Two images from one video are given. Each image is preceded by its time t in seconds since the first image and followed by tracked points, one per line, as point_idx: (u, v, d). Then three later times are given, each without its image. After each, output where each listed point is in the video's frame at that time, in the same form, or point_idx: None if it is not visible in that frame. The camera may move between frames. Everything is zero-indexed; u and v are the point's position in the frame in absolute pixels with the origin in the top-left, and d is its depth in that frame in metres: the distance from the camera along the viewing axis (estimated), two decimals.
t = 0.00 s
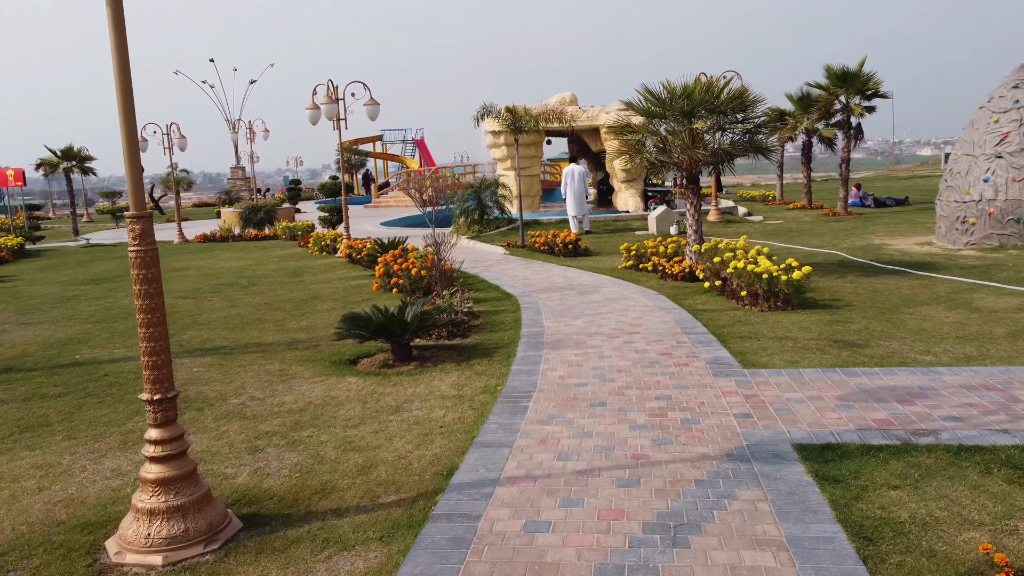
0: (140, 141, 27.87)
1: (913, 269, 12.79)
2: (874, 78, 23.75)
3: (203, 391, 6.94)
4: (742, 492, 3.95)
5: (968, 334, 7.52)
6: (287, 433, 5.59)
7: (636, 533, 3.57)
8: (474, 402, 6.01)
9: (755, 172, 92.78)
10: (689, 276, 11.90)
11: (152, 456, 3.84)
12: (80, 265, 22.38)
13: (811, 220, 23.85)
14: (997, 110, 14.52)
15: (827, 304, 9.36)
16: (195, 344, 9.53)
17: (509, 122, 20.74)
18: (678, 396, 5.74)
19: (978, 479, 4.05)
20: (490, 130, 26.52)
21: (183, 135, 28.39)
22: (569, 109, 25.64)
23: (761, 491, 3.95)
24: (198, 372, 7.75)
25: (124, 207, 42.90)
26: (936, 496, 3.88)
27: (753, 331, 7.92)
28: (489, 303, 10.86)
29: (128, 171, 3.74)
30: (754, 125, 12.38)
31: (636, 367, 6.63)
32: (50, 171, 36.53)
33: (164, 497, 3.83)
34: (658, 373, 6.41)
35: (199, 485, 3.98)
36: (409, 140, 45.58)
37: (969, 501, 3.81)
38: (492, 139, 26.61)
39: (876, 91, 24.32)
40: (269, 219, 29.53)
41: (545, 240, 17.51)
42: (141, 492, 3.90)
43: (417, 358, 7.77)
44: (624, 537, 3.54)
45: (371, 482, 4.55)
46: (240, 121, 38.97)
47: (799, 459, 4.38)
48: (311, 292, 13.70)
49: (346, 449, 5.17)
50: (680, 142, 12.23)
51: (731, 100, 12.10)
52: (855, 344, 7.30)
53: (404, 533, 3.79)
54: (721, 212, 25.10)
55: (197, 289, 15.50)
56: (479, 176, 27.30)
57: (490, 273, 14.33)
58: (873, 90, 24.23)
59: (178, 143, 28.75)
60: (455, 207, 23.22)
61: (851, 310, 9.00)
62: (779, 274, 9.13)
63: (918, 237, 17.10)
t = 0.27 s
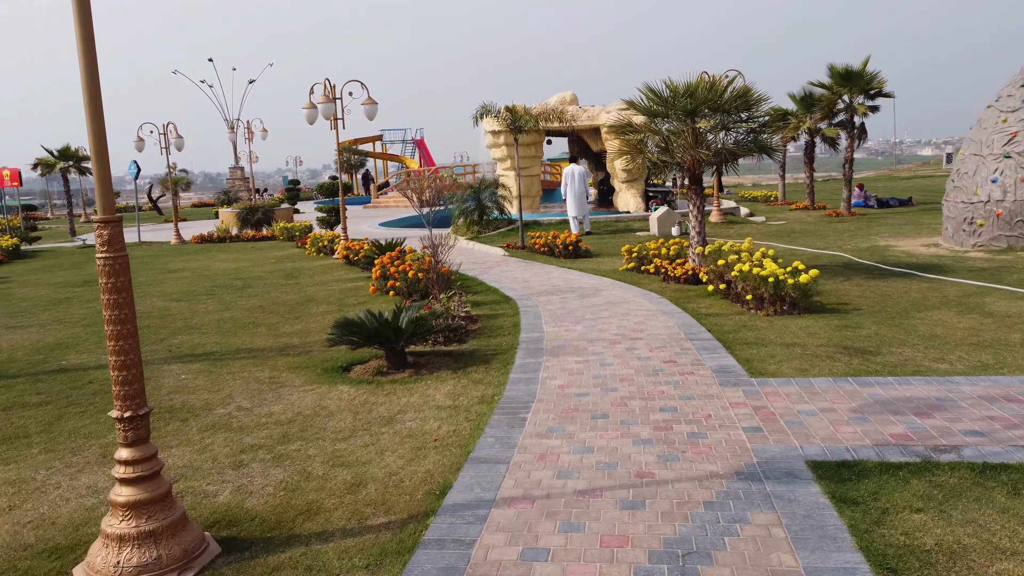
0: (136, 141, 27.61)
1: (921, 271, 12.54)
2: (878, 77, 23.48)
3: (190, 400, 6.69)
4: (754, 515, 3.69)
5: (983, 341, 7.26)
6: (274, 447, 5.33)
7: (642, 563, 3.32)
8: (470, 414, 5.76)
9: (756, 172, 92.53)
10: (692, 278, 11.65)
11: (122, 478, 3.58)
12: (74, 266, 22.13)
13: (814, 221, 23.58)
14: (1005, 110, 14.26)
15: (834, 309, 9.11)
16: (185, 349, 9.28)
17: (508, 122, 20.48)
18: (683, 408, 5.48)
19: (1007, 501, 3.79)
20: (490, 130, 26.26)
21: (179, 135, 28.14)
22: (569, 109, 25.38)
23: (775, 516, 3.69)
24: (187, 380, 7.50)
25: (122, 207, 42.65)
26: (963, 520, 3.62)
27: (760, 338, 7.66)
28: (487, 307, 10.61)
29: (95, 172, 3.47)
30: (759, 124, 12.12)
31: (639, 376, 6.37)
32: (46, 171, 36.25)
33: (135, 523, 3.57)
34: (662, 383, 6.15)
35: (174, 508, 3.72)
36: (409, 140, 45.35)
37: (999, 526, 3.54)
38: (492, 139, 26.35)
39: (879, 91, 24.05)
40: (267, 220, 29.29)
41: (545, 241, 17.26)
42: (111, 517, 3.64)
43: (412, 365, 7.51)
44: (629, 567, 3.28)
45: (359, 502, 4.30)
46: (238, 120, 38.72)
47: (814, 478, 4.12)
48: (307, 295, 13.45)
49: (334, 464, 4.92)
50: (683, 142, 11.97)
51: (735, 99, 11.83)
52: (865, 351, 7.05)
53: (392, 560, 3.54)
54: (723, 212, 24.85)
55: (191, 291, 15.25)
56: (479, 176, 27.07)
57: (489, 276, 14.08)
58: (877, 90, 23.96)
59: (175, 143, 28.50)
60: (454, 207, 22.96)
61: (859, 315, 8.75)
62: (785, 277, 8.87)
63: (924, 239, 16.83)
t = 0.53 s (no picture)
0: (132, 141, 27.33)
1: (929, 273, 12.29)
2: (882, 76, 23.24)
3: (176, 409, 6.43)
4: (770, 542, 3.43)
5: (999, 347, 7.01)
6: (259, 461, 5.07)
7: None
8: (466, 425, 5.50)
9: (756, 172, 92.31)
10: (695, 281, 11.40)
11: (90, 502, 3.33)
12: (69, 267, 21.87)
13: (817, 221, 23.35)
14: (1014, 109, 14.03)
15: (842, 313, 8.86)
16: (175, 354, 9.02)
17: (508, 121, 20.22)
18: (690, 420, 5.22)
19: None
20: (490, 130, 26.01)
21: (176, 135, 27.88)
22: (570, 109, 25.12)
23: (792, 542, 3.43)
24: (174, 387, 7.24)
25: (119, 208, 42.37)
26: (995, 547, 3.36)
27: (767, 344, 7.41)
28: (485, 311, 10.36)
29: (57, 173, 3.21)
30: (763, 123, 11.86)
31: (643, 385, 6.11)
32: (42, 171, 35.95)
33: (104, 549, 3.32)
34: (666, 392, 5.89)
35: (147, 531, 3.48)
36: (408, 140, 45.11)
37: None
38: (492, 139, 26.09)
39: (883, 90, 23.81)
40: (264, 220, 29.03)
41: (545, 242, 17.00)
42: (78, 542, 3.40)
43: (407, 372, 7.25)
44: None
45: (347, 523, 4.04)
46: (236, 120, 38.47)
47: (831, 499, 3.86)
48: (302, 298, 13.19)
49: (322, 480, 4.66)
50: (686, 142, 11.71)
51: (739, 97, 11.58)
52: (877, 358, 6.80)
53: None
54: (725, 213, 24.60)
55: (185, 293, 14.98)
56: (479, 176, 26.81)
57: (488, 278, 13.82)
58: (880, 89, 23.72)
59: (172, 143, 28.24)
60: (454, 208, 22.70)
61: (868, 319, 8.50)
62: (793, 280, 8.63)
63: (930, 240, 16.58)
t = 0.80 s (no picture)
0: (129, 140, 27.08)
1: (937, 275, 12.03)
2: (886, 75, 22.98)
3: (161, 419, 6.18)
4: (786, 571, 3.18)
5: (1016, 354, 6.74)
6: (244, 476, 4.82)
7: None
8: (462, 438, 5.25)
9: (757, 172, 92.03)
10: (699, 283, 11.16)
11: (53, 530, 3.07)
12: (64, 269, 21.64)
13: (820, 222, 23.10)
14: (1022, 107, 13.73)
15: (851, 317, 8.62)
16: (164, 360, 8.77)
17: (508, 120, 19.97)
18: (697, 433, 4.97)
19: None
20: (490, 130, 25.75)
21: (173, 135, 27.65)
22: (570, 108, 24.86)
23: (810, 571, 3.18)
24: (162, 395, 7.00)
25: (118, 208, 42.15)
26: None
27: (775, 350, 7.15)
28: (483, 314, 10.11)
29: (16, 174, 2.97)
30: (768, 123, 11.60)
31: (646, 394, 5.86)
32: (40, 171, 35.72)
33: None
34: (671, 403, 5.65)
35: (114, 558, 3.24)
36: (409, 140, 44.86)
37: None
38: (491, 139, 25.84)
39: (887, 89, 23.53)
40: (263, 221, 28.79)
41: (545, 243, 16.76)
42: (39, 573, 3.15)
43: (402, 380, 7.01)
44: None
45: (332, 546, 3.79)
46: (235, 120, 38.25)
47: (850, 523, 3.61)
48: (298, 300, 12.94)
49: (309, 498, 4.41)
50: (689, 141, 11.45)
51: (744, 96, 11.32)
52: (890, 365, 6.55)
53: None
54: (728, 213, 24.34)
55: (179, 296, 14.75)
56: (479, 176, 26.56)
57: (487, 280, 13.58)
58: (884, 88, 23.46)
59: (169, 142, 27.99)
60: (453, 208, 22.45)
61: (879, 324, 8.25)
62: (800, 284, 8.40)
63: (937, 241, 16.32)
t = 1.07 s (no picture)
0: (125, 140, 26.82)
1: (946, 277, 11.78)
2: (889, 74, 22.71)
3: (144, 429, 5.93)
4: None
5: None
6: (226, 493, 4.56)
7: None
8: (456, 451, 5.00)
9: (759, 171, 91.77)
10: (702, 286, 10.91)
11: (7, 562, 2.82)
12: (59, 270, 21.39)
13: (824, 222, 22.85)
14: None
15: (860, 321, 8.37)
16: (153, 366, 8.53)
17: (508, 120, 19.72)
18: (705, 447, 4.71)
19: None
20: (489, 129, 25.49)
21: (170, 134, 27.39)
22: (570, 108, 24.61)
23: None
24: (147, 403, 6.75)
25: (116, 208, 41.90)
26: None
27: (783, 357, 6.90)
28: (481, 318, 9.85)
29: None
30: (774, 121, 11.33)
31: (650, 404, 5.60)
32: (36, 171, 35.45)
33: None
34: (676, 414, 5.39)
35: None
36: (408, 140, 44.61)
37: None
38: (491, 138, 25.57)
39: (891, 87, 23.27)
40: (260, 222, 28.55)
41: (545, 244, 16.51)
42: None
43: (395, 388, 6.75)
44: None
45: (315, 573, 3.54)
46: (233, 119, 38.00)
47: (872, 549, 3.35)
48: (293, 303, 12.69)
49: (293, 518, 4.16)
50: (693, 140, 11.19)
51: (748, 94, 11.06)
52: (903, 373, 6.30)
53: None
54: (730, 213, 24.10)
55: (172, 298, 14.49)
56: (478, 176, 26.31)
57: (486, 282, 13.32)
58: (888, 86, 23.19)
59: (165, 142, 27.74)
60: (452, 208, 22.20)
61: (888, 328, 7.99)
62: (807, 287, 8.15)
63: (943, 242, 16.06)
